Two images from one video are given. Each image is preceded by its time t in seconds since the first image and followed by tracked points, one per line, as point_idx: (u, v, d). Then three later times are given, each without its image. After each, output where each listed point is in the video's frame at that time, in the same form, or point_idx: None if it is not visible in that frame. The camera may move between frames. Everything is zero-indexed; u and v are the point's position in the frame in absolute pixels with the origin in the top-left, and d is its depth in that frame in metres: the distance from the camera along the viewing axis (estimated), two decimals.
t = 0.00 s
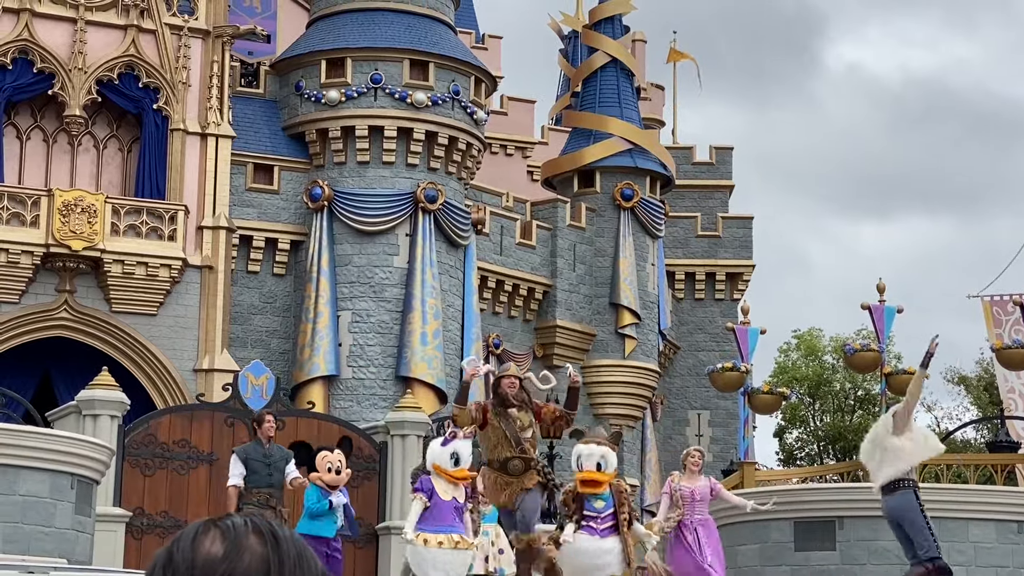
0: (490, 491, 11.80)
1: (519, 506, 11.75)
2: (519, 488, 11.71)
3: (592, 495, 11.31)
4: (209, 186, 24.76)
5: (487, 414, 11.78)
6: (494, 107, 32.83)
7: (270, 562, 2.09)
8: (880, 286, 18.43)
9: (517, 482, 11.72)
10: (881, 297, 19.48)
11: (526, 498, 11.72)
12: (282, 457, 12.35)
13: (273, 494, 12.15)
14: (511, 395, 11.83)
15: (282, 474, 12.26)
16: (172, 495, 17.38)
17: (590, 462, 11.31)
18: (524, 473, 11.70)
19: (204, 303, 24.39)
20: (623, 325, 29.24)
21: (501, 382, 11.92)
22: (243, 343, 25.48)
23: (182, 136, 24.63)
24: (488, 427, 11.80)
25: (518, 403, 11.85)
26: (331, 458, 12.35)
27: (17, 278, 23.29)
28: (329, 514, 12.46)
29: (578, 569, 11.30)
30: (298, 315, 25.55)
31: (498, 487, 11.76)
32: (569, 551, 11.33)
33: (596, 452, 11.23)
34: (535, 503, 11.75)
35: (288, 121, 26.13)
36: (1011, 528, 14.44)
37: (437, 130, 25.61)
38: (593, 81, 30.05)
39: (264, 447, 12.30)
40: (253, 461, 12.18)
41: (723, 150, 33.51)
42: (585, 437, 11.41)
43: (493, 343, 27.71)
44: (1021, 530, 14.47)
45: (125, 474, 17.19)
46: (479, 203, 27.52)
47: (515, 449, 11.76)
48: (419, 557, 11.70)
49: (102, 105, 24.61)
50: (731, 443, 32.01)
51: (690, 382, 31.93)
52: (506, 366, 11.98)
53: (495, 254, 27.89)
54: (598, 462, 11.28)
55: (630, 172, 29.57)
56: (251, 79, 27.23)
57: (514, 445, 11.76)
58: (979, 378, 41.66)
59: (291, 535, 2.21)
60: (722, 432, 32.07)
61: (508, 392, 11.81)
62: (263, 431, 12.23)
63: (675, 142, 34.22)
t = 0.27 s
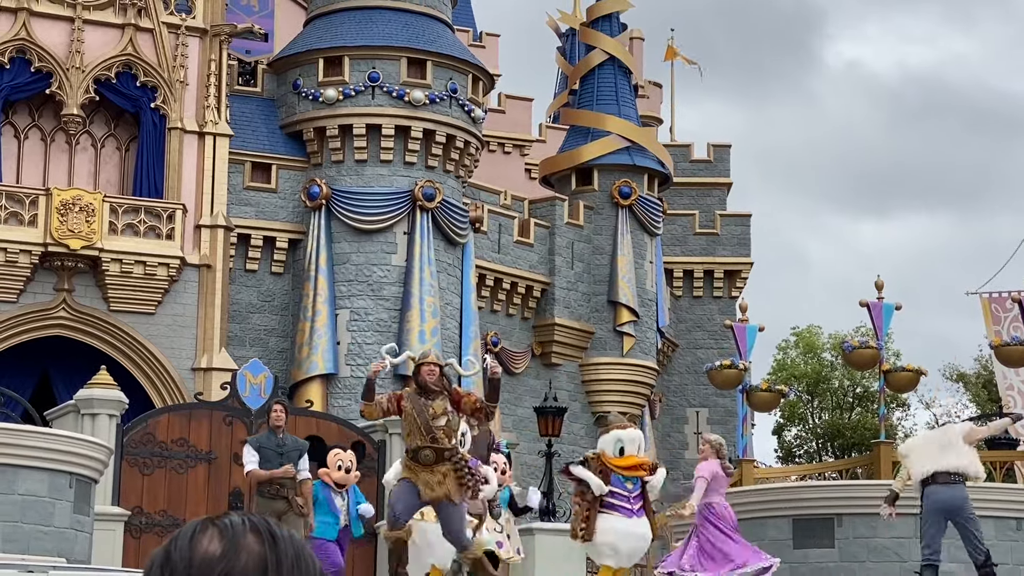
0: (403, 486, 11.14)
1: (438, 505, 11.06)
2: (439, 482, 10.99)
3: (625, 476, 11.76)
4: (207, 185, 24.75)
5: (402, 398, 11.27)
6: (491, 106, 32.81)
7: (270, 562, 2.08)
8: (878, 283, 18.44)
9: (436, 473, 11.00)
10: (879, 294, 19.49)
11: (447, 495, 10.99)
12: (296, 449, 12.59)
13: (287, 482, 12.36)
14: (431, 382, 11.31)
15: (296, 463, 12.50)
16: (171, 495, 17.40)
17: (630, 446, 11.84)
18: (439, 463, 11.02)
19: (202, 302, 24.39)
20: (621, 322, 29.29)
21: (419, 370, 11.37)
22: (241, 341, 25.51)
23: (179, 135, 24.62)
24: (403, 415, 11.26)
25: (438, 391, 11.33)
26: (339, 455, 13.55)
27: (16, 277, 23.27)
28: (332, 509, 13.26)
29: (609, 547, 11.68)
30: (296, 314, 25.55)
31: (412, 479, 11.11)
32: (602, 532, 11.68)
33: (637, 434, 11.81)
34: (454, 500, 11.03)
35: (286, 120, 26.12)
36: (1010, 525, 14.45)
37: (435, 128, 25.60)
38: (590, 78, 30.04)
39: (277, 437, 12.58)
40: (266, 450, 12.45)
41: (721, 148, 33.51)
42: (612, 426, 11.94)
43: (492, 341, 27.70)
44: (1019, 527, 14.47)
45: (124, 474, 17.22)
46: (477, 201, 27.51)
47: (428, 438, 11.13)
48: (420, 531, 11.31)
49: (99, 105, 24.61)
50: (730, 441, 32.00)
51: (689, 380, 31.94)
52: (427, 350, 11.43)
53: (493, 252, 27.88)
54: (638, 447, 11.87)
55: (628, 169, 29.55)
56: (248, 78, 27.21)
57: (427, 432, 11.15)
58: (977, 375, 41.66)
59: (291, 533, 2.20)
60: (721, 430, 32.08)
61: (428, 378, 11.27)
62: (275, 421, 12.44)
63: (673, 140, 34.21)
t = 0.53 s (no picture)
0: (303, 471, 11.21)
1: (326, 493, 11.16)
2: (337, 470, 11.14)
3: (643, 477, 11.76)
4: (202, 183, 24.65)
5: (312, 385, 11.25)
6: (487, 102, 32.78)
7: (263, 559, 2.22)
8: (874, 279, 18.43)
9: (333, 462, 11.16)
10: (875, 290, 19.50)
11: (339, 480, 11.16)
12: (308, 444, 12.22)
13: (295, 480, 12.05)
14: (338, 371, 11.35)
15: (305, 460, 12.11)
16: (168, 492, 17.27)
17: (642, 445, 11.87)
18: (340, 452, 11.16)
19: (198, 299, 24.32)
20: (618, 319, 29.24)
21: (325, 358, 11.40)
22: (238, 339, 25.47)
23: (175, 132, 24.58)
24: (308, 402, 11.22)
25: (345, 378, 11.38)
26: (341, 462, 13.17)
27: (12, 275, 23.25)
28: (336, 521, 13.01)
29: (635, 548, 11.66)
30: (292, 312, 25.54)
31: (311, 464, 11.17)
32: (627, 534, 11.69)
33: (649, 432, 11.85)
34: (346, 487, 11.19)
35: (281, 117, 26.10)
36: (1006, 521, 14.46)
37: (431, 125, 25.58)
38: (586, 75, 30.02)
39: (288, 432, 12.21)
40: (276, 446, 12.10)
41: (717, 144, 33.50)
42: (628, 426, 12.01)
43: (488, 338, 27.67)
44: (1017, 522, 14.49)
45: (119, 471, 17.13)
46: (473, 197, 27.50)
47: (331, 427, 11.18)
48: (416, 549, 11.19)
49: (95, 102, 24.59)
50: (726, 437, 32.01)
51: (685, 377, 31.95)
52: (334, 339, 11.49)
53: (490, 249, 27.87)
54: (653, 445, 11.88)
55: (624, 166, 29.52)
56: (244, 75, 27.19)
57: (332, 422, 11.18)
58: (973, 370, 41.68)
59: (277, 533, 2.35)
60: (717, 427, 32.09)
61: (336, 367, 11.31)
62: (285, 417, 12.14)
63: (669, 136, 34.20)
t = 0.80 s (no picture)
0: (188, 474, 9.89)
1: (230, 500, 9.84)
2: (231, 478, 9.90)
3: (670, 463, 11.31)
4: (196, 179, 24.68)
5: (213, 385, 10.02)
6: (481, 99, 32.78)
7: (251, 552, 2.08)
8: (867, 275, 18.44)
9: (230, 471, 9.92)
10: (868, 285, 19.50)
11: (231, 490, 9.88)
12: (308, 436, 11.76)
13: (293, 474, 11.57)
14: (241, 370, 10.28)
15: (302, 453, 11.67)
16: (162, 489, 17.36)
17: (667, 429, 11.39)
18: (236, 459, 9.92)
19: (192, 297, 24.34)
20: (611, 315, 29.28)
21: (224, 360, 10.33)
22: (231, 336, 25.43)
23: (168, 130, 24.56)
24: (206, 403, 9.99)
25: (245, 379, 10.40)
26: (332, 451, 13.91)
27: (5, 272, 23.23)
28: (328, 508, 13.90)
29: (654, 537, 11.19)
30: (286, 309, 25.53)
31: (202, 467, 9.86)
32: (646, 523, 11.19)
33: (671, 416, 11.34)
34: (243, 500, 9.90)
35: (275, 114, 26.09)
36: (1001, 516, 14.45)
37: (424, 122, 25.57)
38: (580, 72, 30.03)
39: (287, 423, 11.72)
40: (273, 439, 11.61)
41: (711, 141, 33.51)
42: (649, 410, 11.55)
43: (482, 335, 27.67)
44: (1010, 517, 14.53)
45: (113, 468, 17.17)
46: (466, 194, 27.50)
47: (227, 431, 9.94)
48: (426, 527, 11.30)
49: (88, 99, 24.56)
50: (720, 434, 32.01)
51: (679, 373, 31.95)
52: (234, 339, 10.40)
53: (483, 246, 27.87)
54: (675, 429, 11.38)
55: (618, 162, 29.53)
56: (238, 72, 27.18)
57: (231, 427, 9.95)
58: (967, 366, 41.70)
59: (272, 526, 2.21)
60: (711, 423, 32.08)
61: (237, 367, 10.26)
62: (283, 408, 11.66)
63: (662, 133, 34.21)
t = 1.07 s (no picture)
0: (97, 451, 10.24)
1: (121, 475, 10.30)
2: (132, 457, 10.29)
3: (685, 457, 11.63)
4: (188, 176, 24.69)
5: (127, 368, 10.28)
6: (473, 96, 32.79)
7: (240, 547, 1.95)
8: (859, 271, 18.49)
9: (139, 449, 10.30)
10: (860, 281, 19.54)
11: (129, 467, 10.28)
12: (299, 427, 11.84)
13: (286, 467, 11.73)
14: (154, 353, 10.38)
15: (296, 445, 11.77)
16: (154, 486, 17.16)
17: (682, 426, 11.71)
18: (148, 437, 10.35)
19: (184, 294, 24.32)
20: (604, 312, 29.31)
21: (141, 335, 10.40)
22: (224, 333, 25.43)
23: (160, 127, 24.56)
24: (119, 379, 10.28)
25: (160, 359, 10.45)
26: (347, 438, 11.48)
27: None
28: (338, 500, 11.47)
29: (683, 532, 11.50)
30: (279, 306, 25.53)
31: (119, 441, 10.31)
32: (674, 512, 11.55)
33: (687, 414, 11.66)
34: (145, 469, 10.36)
35: (267, 111, 26.09)
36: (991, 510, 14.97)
37: (417, 119, 25.57)
38: (572, 69, 30.05)
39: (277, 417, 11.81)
40: (264, 432, 11.75)
41: (703, 138, 33.54)
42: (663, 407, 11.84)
43: (475, 332, 27.67)
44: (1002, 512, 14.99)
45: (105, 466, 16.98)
46: (459, 191, 27.50)
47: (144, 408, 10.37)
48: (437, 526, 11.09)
49: (80, 96, 24.54)
50: (713, 430, 32.03)
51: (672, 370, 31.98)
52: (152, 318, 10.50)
53: (476, 243, 27.87)
54: (692, 426, 11.72)
55: (610, 160, 29.54)
56: (230, 69, 27.16)
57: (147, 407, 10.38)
58: (959, 362, 41.77)
59: (262, 521, 2.08)
60: (704, 420, 32.10)
61: (153, 348, 10.34)
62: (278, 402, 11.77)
63: (654, 130, 34.23)
